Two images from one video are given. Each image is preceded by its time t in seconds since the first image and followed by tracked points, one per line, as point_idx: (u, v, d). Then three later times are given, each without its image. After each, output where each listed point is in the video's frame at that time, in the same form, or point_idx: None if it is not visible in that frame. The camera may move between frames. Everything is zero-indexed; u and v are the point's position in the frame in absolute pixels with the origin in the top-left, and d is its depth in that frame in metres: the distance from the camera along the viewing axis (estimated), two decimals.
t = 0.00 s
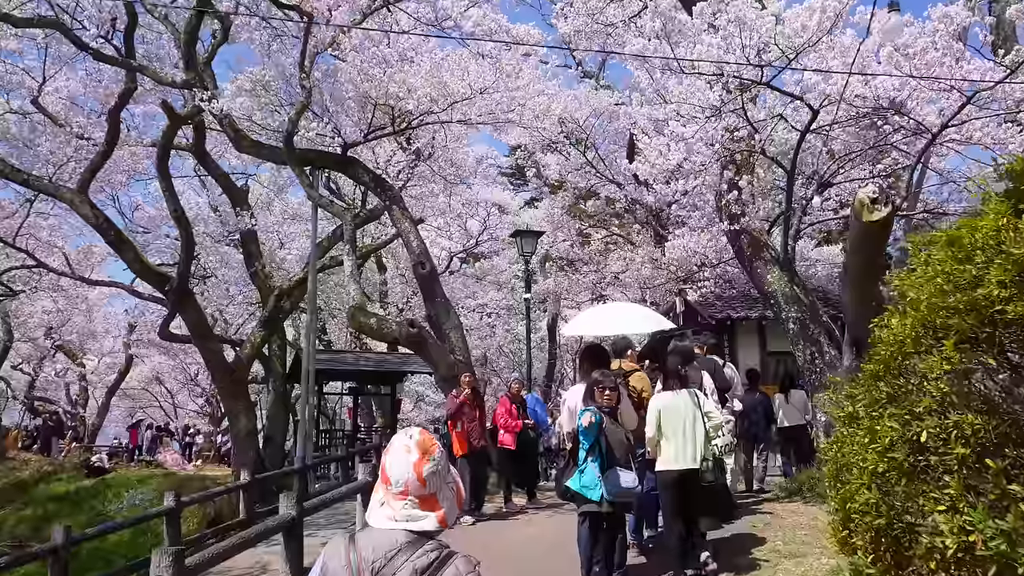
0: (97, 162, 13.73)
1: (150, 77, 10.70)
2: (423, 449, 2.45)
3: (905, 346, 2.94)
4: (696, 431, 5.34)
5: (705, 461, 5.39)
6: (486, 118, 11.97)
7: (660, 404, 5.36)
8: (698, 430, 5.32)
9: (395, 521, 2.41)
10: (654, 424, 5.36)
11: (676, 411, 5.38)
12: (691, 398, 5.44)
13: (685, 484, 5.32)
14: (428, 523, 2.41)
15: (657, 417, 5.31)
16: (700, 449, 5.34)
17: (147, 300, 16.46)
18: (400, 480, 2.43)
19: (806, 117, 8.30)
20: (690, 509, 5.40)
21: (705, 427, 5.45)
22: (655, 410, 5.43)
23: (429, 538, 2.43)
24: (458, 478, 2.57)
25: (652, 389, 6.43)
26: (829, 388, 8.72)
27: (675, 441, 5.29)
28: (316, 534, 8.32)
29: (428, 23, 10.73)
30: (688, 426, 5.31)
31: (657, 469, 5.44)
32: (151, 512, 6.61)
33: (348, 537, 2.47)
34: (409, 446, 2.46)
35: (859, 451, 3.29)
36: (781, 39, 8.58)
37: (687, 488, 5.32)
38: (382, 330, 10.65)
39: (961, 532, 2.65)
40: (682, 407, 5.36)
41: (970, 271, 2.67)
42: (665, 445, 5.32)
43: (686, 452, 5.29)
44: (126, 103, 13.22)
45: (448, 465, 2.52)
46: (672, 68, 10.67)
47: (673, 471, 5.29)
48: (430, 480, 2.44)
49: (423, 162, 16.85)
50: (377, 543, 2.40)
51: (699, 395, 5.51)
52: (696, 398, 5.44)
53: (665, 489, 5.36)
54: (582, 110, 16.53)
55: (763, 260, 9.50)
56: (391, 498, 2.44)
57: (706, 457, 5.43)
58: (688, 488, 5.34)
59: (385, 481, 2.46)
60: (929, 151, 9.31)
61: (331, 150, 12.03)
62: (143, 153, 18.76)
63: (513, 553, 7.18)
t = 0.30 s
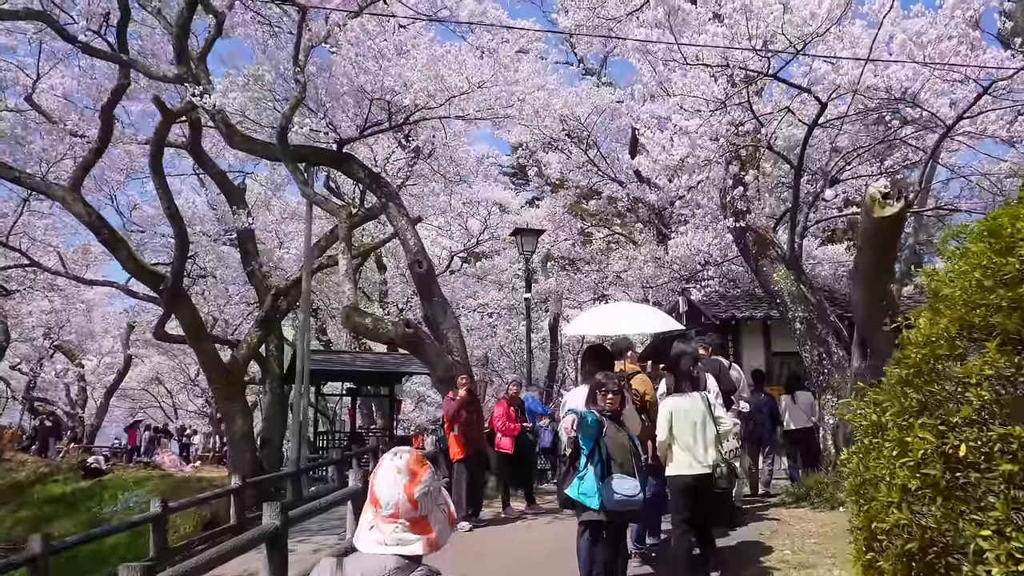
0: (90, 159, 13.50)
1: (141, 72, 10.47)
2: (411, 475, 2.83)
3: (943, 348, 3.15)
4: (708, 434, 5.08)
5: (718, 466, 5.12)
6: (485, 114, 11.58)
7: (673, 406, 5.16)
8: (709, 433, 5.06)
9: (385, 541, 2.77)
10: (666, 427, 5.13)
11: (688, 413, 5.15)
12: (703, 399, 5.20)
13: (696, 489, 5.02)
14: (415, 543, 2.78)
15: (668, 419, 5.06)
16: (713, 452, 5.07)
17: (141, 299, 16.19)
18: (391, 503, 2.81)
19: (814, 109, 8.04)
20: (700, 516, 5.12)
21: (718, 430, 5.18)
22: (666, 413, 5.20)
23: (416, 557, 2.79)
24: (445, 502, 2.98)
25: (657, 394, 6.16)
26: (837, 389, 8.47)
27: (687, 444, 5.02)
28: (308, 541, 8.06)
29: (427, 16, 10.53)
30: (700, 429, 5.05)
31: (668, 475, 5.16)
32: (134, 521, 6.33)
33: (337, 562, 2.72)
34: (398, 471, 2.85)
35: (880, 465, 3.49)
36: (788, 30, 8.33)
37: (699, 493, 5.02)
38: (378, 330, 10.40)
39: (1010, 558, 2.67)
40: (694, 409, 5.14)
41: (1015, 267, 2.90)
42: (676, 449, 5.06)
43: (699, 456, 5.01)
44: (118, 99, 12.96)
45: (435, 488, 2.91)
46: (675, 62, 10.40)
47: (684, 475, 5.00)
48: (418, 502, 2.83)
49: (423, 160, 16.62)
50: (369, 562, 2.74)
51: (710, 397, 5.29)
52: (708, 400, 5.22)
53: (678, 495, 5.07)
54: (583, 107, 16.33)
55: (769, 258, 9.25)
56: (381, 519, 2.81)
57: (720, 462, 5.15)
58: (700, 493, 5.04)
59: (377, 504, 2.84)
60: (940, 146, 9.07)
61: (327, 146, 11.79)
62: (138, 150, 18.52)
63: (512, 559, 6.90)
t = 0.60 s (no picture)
0: (81, 158, 13.25)
1: (130, 68, 10.22)
2: (377, 482, 3.15)
3: (987, 361, 2.97)
4: (723, 440, 4.83)
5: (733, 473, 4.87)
6: (484, 111, 11.24)
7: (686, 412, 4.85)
8: (724, 439, 4.83)
9: (358, 541, 3.12)
10: (679, 433, 4.85)
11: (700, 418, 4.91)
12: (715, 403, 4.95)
13: (712, 497, 4.79)
14: (382, 540, 3.12)
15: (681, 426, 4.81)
16: (728, 458, 4.83)
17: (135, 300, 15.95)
18: (363, 509, 3.14)
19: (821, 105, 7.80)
20: (712, 528, 4.88)
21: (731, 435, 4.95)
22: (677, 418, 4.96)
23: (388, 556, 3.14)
24: (416, 502, 3.32)
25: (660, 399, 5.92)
26: (845, 393, 8.25)
27: (701, 452, 4.78)
28: (300, 550, 7.81)
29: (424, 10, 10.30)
30: (714, 435, 4.80)
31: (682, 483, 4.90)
32: (119, 532, 6.07)
33: None
34: (367, 477, 3.17)
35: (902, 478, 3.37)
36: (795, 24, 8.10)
37: (715, 502, 4.79)
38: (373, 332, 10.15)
39: None
40: (706, 413, 4.90)
41: None
42: (691, 456, 4.82)
43: (715, 463, 4.76)
44: (109, 96, 12.71)
45: (404, 490, 3.25)
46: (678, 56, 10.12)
47: (700, 483, 4.75)
48: (388, 504, 3.16)
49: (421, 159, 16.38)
50: (345, 566, 3.10)
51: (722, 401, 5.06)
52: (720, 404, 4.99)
53: (694, 504, 4.81)
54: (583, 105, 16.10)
55: (774, 259, 8.99)
56: (356, 524, 3.15)
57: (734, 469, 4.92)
58: (715, 501, 4.81)
59: (349, 511, 3.16)
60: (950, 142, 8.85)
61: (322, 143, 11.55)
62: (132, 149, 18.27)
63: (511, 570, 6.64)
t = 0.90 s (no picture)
0: (74, 153, 13.01)
1: (123, 60, 10.00)
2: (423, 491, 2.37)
3: None
4: (743, 439, 4.57)
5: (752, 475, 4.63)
6: (484, 104, 11.06)
7: (707, 410, 4.57)
8: (744, 439, 4.56)
9: (380, 522, 2.26)
10: (700, 432, 4.56)
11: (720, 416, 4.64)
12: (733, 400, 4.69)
13: (731, 500, 4.54)
14: (409, 528, 2.24)
15: (700, 426, 4.54)
16: (749, 459, 4.58)
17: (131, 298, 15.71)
18: (399, 501, 2.32)
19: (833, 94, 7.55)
20: (728, 533, 4.62)
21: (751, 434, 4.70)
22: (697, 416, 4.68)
23: (405, 551, 2.23)
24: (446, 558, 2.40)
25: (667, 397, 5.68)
26: (857, 392, 8.01)
27: (721, 452, 4.51)
28: (296, 554, 7.57)
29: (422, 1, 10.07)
30: (734, 435, 4.53)
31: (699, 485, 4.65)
32: (108, 535, 5.85)
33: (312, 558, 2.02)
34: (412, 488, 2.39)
35: (957, 486, 3.25)
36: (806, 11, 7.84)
37: (734, 505, 4.54)
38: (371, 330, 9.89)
39: None
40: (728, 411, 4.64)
41: None
42: (710, 456, 4.55)
43: (735, 465, 4.50)
44: (101, 90, 12.46)
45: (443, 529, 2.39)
46: (684, 47, 9.89)
47: (720, 487, 4.50)
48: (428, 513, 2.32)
49: (422, 155, 16.19)
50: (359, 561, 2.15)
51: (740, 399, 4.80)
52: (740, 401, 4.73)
53: (712, 508, 4.58)
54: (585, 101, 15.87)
55: (783, 254, 8.75)
56: (385, 517, 2.28)
57: (753, 470, 4.67)
58: (735, 505, 4.56)
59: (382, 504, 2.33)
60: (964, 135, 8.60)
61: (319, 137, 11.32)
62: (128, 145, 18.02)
63: None
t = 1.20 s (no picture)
0: (69, 150, 12.75)
1: (118, 53, 9.76)
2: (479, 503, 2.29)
3: None
4: (773, 447, 4.33)
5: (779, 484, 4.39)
6: (488, 97, 10.67)
7: (735, 416, 4.28)
8: (773, 446, 4.30)
9: (443, 525, 2.14)
10: (730, 436, 4.27)
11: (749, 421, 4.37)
12: (760, 404, 4.43)
13: (760, 511, 4.28)
14: (472, 532, 2.15)
15: (728, 432, 4.26)
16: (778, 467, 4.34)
17: (129, 297, 15.45)
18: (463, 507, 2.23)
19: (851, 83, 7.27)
20: (753, 546, 4.35)
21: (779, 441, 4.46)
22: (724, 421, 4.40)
23: (466, 556, 2.14)
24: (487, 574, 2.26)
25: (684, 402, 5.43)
26: (876, 393, 7.72)
27: (750, 460, 4.25)
28: (294, 561, 7.30)
29: None
30: (764, 442, 4.26)
31: (725, 495, 4.36)
32: (96, 543, 5.57)
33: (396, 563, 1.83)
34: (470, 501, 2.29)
35: None
36: None
37: (765, 517, 4.27)
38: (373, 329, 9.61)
39: None
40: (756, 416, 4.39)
41: None
42: (739, 464, 4.28)
43: (765, 473, 4.24)
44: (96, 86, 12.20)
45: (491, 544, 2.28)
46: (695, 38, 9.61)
47: (751, 496, 4.23)
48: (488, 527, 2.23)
49: (425, 152, 15.93)
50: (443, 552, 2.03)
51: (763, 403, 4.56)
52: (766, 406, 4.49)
53: (740, 519, 4.31)
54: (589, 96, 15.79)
55: (798, 250, 8.46)
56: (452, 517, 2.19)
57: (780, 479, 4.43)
58: (765, 516, 4.29)
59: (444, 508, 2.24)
60: (985, 126, 8.30)
61: (320, 133, 11.05)
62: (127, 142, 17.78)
63: None
